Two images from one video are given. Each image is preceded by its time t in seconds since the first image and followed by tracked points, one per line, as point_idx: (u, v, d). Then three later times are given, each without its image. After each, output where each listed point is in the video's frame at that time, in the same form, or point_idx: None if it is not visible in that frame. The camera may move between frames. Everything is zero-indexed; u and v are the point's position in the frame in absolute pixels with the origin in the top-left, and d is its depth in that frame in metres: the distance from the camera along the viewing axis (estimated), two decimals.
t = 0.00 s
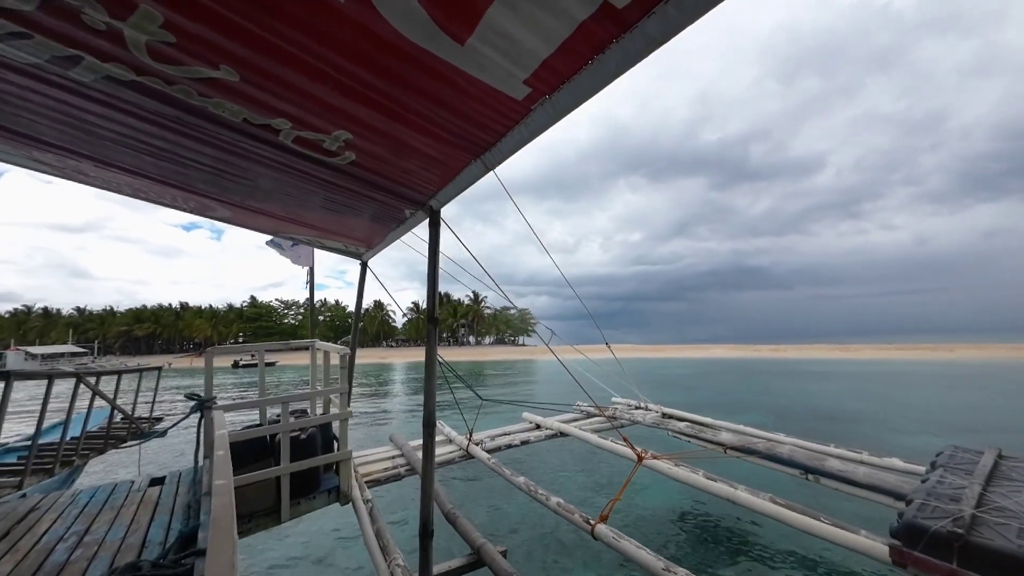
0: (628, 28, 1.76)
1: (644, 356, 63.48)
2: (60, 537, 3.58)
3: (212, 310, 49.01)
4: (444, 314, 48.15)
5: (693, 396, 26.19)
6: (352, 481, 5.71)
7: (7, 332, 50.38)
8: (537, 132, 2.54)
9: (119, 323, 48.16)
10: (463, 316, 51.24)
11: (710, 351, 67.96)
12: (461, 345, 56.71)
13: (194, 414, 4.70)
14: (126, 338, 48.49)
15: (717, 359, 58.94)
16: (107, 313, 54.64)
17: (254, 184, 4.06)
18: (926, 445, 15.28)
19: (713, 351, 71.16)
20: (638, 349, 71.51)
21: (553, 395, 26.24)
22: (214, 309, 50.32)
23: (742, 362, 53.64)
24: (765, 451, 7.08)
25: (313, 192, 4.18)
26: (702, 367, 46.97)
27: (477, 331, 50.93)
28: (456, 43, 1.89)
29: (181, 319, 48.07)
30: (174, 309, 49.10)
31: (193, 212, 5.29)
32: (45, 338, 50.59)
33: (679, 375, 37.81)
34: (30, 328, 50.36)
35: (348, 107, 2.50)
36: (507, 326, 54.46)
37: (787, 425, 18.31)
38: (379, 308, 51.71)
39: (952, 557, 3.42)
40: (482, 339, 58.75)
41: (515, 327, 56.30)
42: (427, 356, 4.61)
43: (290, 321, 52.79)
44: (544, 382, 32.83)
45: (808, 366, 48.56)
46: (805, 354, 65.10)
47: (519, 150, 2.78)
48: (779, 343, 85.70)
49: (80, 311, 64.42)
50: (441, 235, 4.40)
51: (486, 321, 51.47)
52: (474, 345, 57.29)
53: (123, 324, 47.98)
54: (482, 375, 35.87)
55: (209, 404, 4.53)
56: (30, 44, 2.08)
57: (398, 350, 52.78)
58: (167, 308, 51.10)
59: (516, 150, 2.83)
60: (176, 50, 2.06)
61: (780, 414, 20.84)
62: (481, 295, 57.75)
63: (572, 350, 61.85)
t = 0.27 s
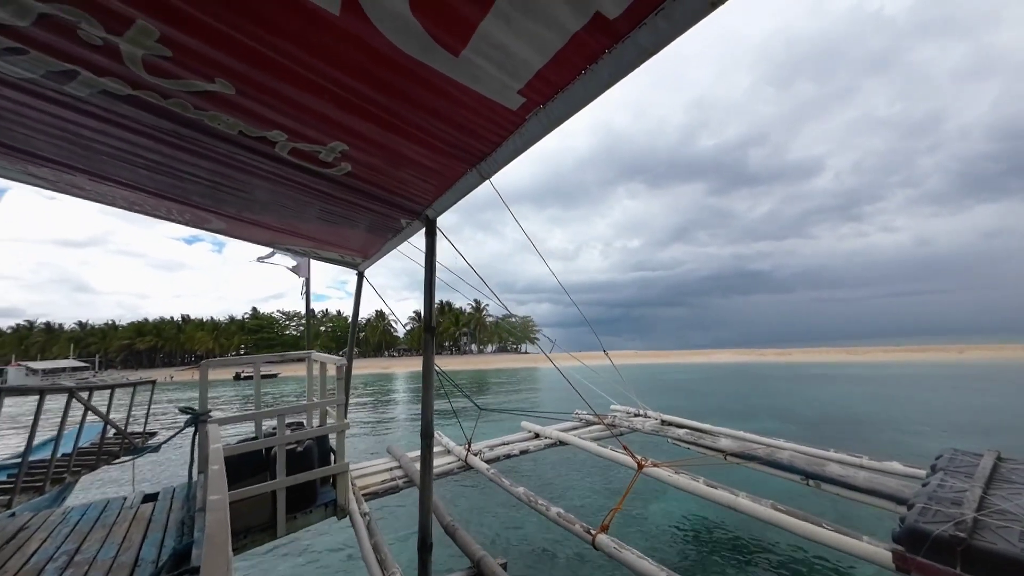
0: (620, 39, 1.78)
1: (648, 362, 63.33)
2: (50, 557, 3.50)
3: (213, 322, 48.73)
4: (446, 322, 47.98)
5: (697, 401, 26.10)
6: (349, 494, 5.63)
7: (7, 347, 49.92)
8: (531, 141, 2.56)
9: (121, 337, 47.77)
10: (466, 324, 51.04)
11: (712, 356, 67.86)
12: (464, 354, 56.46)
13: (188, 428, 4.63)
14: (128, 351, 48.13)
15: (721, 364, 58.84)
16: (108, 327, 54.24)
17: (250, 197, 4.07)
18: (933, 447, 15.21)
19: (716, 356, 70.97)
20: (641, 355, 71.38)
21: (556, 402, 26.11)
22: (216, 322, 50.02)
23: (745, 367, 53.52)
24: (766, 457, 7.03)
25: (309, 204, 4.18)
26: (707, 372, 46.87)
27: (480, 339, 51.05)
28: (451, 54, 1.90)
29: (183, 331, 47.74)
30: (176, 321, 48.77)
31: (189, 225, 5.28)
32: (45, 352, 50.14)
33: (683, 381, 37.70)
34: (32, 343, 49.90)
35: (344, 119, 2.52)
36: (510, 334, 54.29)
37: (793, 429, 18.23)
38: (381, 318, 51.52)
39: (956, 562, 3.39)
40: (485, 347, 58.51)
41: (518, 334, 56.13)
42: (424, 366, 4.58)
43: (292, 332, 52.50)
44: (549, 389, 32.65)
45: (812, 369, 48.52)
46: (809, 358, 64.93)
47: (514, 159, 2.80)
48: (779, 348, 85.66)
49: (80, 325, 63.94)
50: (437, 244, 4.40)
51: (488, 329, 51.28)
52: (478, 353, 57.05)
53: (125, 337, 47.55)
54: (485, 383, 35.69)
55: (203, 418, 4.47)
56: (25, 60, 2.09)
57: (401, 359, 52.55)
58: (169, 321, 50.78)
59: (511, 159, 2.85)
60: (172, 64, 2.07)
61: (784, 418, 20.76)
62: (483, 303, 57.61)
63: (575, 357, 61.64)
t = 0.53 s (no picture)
0: (599, 71, 1.85)
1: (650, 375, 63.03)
2: None
3: (208, 348, 47.86)
4: (444, 342, 47.51)
5: (700, 413, 25.92)
6: (340, 525, 5.47)
7: None
8: (517, 168, 2.62)
9: (113, 366, 46.64)
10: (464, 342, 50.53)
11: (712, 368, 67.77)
12: (464, 373, 55.81)
13: (172, 461, 4.49)
14: (119, 381, 46.98)
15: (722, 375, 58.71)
16: (98, 356, 53.01)
17: (239, 225, 4.07)
18: (935, 453, 15.18)
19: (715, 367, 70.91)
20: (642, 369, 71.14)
21: (557, 419, 25.81)
22: (210, 348, 49.14)
23: (746, 377, 53.45)
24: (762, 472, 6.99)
25: (298, 231, 4.19)
26: (708, 384, 46.74)
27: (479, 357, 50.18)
28: (435, 88, 1.96)
29: (176, 359, 46.73)
30: (169, 348, 47.81)
31: (176, 253, 5.24)
32: (34, 384, 48.77)
33: (683, 393, 37.53)
34: (21, 375, 48.53)
35: (332, 149, 2.56)
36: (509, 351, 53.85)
37: (796, 439, 18.12)
38: (378, 338, 50.93)
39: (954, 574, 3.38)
40: (484, 365, 57.96)
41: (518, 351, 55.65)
42: (416, 390, 4.54)
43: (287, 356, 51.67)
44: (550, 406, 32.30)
45: (812, 378, 48.56)
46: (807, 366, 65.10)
47: (501, 185, 2.85)
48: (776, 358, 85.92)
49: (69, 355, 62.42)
50: (427, 268, 4.42)
51: (486, 347, 50.81)
52: (478, 371, 56.42)
53: (117, 367, 46.40)
54: (484, 402, 35.24)
55: (188, 450, 4.35)
56: (13, 97, 2.11)
57: (400, 380, 51.78)
58: (162, 348, 49.81)
59: (497, 186, 2.90)
60: (161, 100, 2.10)
61: (786, 428, 20.67)
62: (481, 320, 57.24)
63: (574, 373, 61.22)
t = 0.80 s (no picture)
0: (588, 105, 1.89)
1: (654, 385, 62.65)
2: None
3: (206, 370, 47.10)
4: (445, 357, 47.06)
5: (706, 422, 25.70)
6: (335, 556, 5.30)
7: None
8: (509, 195, 2.65)
9: (109, 391, 45.68)
10: (465, 357, 50.04)
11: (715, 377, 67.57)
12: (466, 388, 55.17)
13: (160, 494, 4.31)
14: (114, 407, 46.05)
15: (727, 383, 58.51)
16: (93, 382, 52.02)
17: (231, 252, 4.05)
18: (941, 458, 15.11)
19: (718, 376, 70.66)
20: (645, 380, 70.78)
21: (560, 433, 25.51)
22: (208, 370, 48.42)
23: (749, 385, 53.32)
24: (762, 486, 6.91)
25: (291, 256, 4.18)
26: (713, 392, 46.56)
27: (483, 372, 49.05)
28: (428, 122, 1.99)
29: (173, 382, 45.89)
30: (166, 371, 47.15)
31: (166, 279, 5.18)
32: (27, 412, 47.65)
33: (687, 403, 37.31)
34: (13, 403, 47.35)
35: (326, 180, 2.57)
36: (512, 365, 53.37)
37: (802, 447, 17.98)
38: (378, 356, 50.39)
39: None
40: (487, 380, 57.42)
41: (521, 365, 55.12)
42: (411, 415, 4.47)
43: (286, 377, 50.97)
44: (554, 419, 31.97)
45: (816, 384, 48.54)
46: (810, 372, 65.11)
47: (494, 212, 2.87)
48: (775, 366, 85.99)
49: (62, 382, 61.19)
50: (421, 291, 4.41)
51: (487, 361, 50.34)
52: (481, 387, 55.78)
53: (113, 392, 45.40)
54: (487, 417, 34.78)
55: (177, 482, 4.23)
56: (3, 134, 2.10)
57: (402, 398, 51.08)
58: (159, 372, 49.05)
59: (490, 213, 2.93)
60: (154, 136, 2.10)
61: (791, 436, 20.53)
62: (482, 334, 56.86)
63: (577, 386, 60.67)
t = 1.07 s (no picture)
0: (586, 111, 1.93)
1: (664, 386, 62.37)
2: None
3: (217, 378, 47.35)
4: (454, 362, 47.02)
5: (717, 423, 25.55)
6: (341, 562, 5.31)
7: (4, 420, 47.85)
8: (510, 200, 2.68)
9: (123, 399, 46.02)
10: (473, 361, 50.01)
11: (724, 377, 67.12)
12: (475, 392, 55.08)
13: (167, 501, 4.35)
14: (129, 414, 46.49)
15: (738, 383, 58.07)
16: (106, 391, 52.43)
17: (235, 260, 4.09)
18: (956, 456, 14.95)
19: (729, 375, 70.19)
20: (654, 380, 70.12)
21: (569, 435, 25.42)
22: (219, 377, 48.69)
23: (760, 385, 52.99)
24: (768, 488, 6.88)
25: (295, 263, 4.22)
26: (723, 392, 46.33)
27: (493, 375, 48.79)
28: (429, 130, 2.03)
29: (185, 390, 46.13)
30: (179, 379, 47.59)
31: (171, 288, 5.23)
32: (43, 422, 48.14)
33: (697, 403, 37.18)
34: (32, 413, 47.73)
35: (329, 188, 2.61)
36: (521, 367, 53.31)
37: (814, 448, 17.83)
38: (386, 361, 50.41)
39: None
40: (495, 383, 57.38)
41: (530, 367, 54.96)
42: (416, 419, 4.49)
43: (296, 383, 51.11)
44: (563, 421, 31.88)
45: (827, 383, 48.17)
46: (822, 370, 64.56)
47: (495, 217, 2.91)
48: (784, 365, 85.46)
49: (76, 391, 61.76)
50: (424, 295, 4.45)
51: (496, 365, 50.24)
52: (491, 390, 55.75)
53: (127, 401, 45.64)
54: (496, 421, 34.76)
55: (183, 490, 4.24)
56: (15, 148, 2.15)
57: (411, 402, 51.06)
58: (171, 380, 49.42)
59: (491, 217, 2.96)
60: (161, 148, 2.15)
61: (803, 436, 20.38)
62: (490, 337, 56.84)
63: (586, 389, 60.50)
